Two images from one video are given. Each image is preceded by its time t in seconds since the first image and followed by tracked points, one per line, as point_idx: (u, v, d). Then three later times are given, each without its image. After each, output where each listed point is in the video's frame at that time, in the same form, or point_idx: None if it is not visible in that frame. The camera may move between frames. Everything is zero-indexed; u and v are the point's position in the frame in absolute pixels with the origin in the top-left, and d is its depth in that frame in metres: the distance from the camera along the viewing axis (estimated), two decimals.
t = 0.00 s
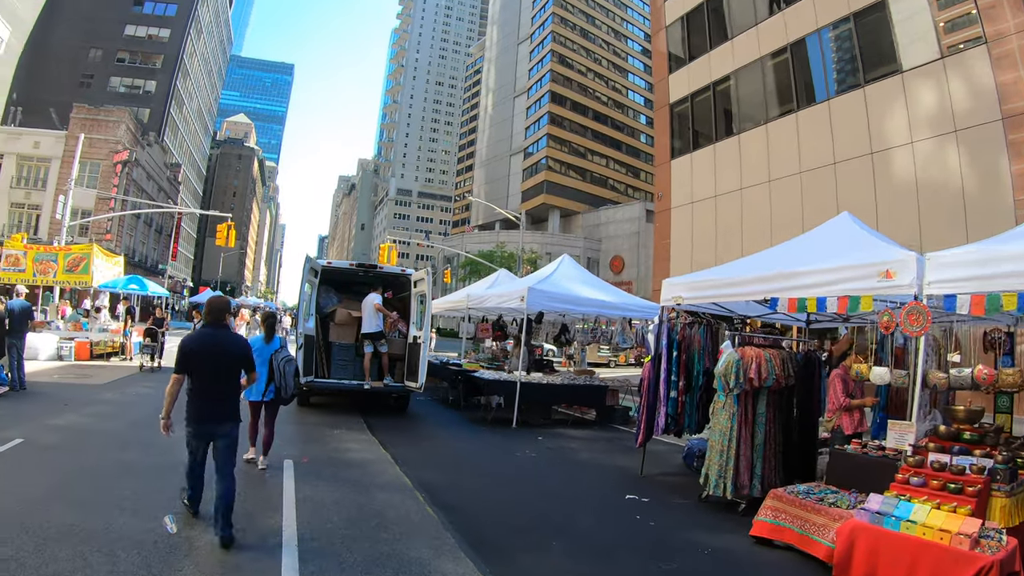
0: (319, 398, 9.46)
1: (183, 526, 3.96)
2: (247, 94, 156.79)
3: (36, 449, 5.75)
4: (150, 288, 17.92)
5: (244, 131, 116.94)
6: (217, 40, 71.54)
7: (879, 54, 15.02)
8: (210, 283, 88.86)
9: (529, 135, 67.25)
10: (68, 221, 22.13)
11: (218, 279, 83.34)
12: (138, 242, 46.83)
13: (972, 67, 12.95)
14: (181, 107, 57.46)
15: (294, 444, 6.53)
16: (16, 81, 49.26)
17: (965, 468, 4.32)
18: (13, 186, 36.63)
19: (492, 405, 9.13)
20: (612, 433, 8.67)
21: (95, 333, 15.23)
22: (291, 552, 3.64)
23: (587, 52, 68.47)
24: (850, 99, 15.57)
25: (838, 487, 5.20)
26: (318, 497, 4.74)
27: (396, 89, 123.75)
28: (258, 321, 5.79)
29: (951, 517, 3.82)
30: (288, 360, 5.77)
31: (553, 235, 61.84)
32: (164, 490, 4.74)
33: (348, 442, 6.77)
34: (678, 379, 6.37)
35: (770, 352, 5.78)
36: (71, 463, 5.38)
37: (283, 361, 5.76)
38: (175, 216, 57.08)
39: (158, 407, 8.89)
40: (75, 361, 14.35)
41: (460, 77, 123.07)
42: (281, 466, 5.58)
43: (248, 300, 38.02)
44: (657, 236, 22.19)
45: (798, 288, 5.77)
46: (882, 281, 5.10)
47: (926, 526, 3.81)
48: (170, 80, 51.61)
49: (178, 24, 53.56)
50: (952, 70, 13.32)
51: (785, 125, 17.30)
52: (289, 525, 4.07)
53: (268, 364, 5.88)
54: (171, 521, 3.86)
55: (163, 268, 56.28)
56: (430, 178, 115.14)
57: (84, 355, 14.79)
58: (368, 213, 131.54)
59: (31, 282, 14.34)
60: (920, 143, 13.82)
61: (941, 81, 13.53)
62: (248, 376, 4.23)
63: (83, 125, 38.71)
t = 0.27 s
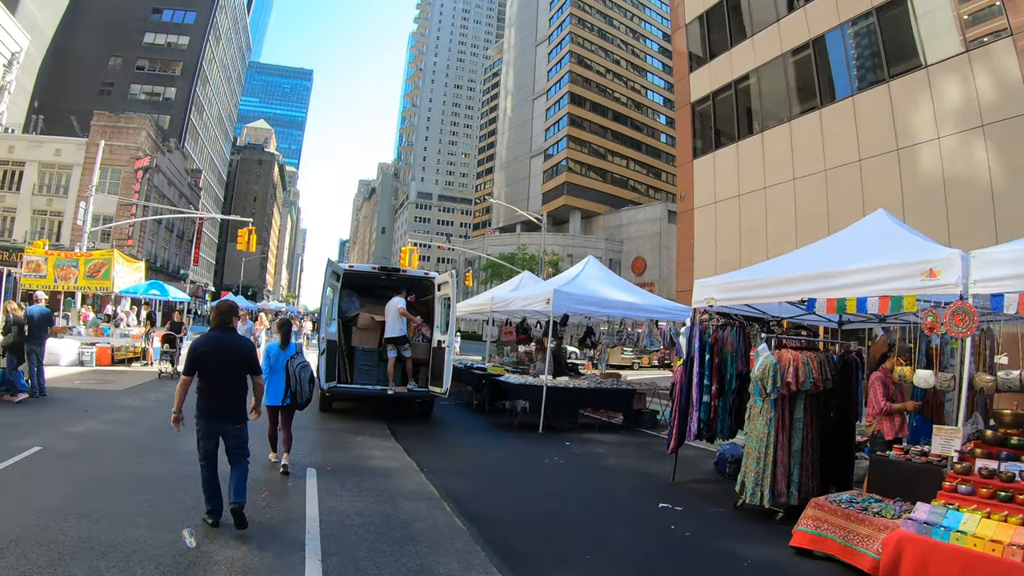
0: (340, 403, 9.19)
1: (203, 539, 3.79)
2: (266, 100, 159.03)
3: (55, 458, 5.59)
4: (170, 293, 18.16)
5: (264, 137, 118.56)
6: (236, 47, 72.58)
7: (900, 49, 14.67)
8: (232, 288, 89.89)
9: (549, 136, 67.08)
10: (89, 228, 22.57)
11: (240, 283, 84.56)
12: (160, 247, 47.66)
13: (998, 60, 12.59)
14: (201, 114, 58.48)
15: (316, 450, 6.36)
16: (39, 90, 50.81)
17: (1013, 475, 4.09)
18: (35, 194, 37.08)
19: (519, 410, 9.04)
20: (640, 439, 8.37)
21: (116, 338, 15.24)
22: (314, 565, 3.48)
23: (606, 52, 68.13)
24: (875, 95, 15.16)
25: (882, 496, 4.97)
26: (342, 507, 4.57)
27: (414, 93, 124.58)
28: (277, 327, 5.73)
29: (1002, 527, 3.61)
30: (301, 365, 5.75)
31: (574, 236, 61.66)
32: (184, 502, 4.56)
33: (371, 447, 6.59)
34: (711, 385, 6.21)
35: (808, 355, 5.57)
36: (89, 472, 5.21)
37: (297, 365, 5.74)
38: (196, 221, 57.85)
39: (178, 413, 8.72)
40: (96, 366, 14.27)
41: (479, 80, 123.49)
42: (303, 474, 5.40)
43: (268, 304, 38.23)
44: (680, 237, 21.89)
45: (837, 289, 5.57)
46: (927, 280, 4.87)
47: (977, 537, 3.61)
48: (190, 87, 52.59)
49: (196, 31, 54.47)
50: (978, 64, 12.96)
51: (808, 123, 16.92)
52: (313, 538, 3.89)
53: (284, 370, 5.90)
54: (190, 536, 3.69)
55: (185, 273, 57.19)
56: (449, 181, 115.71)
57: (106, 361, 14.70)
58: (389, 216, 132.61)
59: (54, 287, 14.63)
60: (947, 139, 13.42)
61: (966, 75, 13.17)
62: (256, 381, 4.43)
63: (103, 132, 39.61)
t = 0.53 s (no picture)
0: (366, 406, 8.98)
1: (230, 550, 3.52)
2: (286, 106, 161.21)
3: (77, 466, 5.19)
4: (193, 298, 18.26)
5: (285, 142, 120.05)
6: (255, 53, 73.75)
7: (923, 40, 14.33)
8: (255, 292, 90.83)
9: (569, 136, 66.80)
10: (111, 234, 22.90)
11: (262, 287, 85.66)
12: (183, 252, 48.51)
13: None
14: (222, 120, 59.53)
15: (348, 455, 6.02)
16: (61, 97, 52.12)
17: None
18: (59, 201, 38.09)
19: (549, 412, 8.92)
20: (680, 444, 7.92)
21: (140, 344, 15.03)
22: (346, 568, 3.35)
23: (624, 51, 67.72)
24: (899, 88, 14.79)
25: (930, 499, 4.79)
26: (377, 514, 4.29)
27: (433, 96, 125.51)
28: (300, 327, 6.14)
29: None
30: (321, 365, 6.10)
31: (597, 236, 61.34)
32: (212, 510, 4.23)
33: (400, 451, 6.25)
34: (748, 385, 6.06)
35: (850, 353, 5.45)
36: (113, 481, 4.81)
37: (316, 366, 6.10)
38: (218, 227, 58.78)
39: (205, 418, 8.27)
40: (121, 372, 14.04)
41: (497, 81, 123.88)
42: (332, 480, 5.10)
43: (292, 308, 38.35)
44: (706, 235, 21.59)
45: (879, 285, 5.36)
46: (973, 274, 4.70)
47: None
48: (210, 93, 53.72)
49: (215, 38, 55.51)
50: (1005, 54, 12.61)
51: (832, 118, 16.55)
52: (343, 547, 3.62)
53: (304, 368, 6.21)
54: (217, 546, 3.45)
55: (209, 277, 58.08)
56: (470, 183, 116.04)
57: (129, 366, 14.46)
58: (409, 219, 133.50)
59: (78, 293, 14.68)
60: (974, 131, 13.11)
61: (993, 66, 12.82)
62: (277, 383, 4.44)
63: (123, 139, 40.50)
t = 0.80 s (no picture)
0: (384, 407, 8.87)
1: (251, 562, 3.28)
2: (297, 106, 162.26)
3: (91, 472, 4.89)
4: (207, 299, 18.17)
5: (296, 142, 120.71)
6: (266, 54, 74.19)
7: (942, 33, 14.29)
8: (268, 292, 91.36)
9: (582, 134, 66.43)
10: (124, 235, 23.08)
11: (275, 287, 86.19)
12: (196, 253, 48.96)
13: None
14: (234, 121, 60.00)
15: (371, 461, 5.74)
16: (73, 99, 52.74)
17: None
18: (71, 203, 38.55)
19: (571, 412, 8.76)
20: (710, 448, 7.58)
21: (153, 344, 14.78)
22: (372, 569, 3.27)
23: (636, 47, 67.29)
24: (918, 82, 14.72)
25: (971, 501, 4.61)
26: (405, 523, 4.05)
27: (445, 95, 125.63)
28: (318, 328, 6.12)
29: None
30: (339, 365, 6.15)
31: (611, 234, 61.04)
32: (232, 519, 3.97)
33: (421, 455, 5.99)
34: (778, 385, 5.90)
35: (883, 351, 5.29)
36: (129, 488, 4.53)
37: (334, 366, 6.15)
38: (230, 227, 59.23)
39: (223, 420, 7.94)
40: (134, 373, 13.79)
41: (508, 80, 123.83)
42: (352, 485, 4.85)
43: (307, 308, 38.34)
44: (721, 232, 21.29)
45: (913, 282, 5.15)
46: (1011, 271, 4.52)
47: None
48: (222, 95, 54.19)
49: (226, 39, 55.94)
50: None
51: (850, 113, 16.42)
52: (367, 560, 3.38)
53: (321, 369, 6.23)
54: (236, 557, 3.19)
55: (221, 277, 58.54)
56: (482, 182, 116.10)
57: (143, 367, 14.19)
58: (422, 219, 133.84)
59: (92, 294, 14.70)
60: (995, 124, 13.14)
61: (1013, 59, 12.83)
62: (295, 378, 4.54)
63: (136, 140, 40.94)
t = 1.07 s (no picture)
0: (400, 406, 8.74)
1: (266, 570, 3.08)
2: (308, 106, 163.20)
3: (102, 475, 4.70)
4: (219, 297, 17.85)
5: (307, 141, 121.27)
6: (276, 53, 74.51)
7: (958, 23, 14.13)
8: (280, 291, 91.85)
9: (594, 130, 66.00)
10: (136, 235, 23.27)
11: (288, 286, 86.71)
12: (209, 252, 49.37)
13: None
14: (245, 120, 60.37)
15: (388, 463, 5.55)
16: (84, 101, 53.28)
17: None
18: (83, 204, 38.92)
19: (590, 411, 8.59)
20: (737, 449, 7.31)
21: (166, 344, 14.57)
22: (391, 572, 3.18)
23: (647, 42, 66.76)
24: (936, 73, 14.48)
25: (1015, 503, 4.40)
26: (430, 528, 3.86)
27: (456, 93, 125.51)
28: (334, 325, 6.27)
29: None
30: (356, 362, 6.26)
31: (624, 230, 60.68)
32: (247, 526, 3.75)
33: (440, 455, 5.80)
34: (807, 382, 5.75)
35: (917, 346, 5.09)
36: (139, 493, 4.33)
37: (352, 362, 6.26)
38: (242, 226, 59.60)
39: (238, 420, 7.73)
40: (147, 373, 13.56)
41: (519, 77, 123.60)
42: (371, 488, 4.68)
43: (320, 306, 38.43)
44: (736, 228, 21.06)
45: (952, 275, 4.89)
46: None
47: None
48: (233, 95, 54.50)
49: (236, 39, 56.24)
50: None
51: (867, 106, 16.16)
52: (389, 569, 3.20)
53: (339, 363, 6.36)
54: (253, 567, 3.00)
55: (234, 276, 58.95)
56: (494, 179, 115.92)
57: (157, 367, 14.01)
58: (434, 216, 134.06)
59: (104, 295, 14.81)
60: (1013, 116, 12.89)
61: None
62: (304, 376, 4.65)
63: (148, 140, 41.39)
